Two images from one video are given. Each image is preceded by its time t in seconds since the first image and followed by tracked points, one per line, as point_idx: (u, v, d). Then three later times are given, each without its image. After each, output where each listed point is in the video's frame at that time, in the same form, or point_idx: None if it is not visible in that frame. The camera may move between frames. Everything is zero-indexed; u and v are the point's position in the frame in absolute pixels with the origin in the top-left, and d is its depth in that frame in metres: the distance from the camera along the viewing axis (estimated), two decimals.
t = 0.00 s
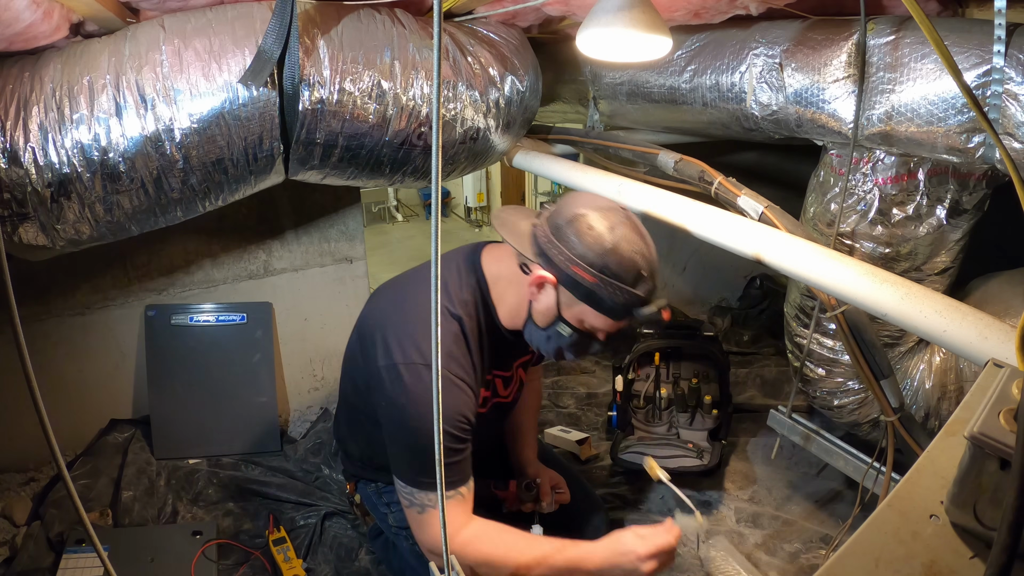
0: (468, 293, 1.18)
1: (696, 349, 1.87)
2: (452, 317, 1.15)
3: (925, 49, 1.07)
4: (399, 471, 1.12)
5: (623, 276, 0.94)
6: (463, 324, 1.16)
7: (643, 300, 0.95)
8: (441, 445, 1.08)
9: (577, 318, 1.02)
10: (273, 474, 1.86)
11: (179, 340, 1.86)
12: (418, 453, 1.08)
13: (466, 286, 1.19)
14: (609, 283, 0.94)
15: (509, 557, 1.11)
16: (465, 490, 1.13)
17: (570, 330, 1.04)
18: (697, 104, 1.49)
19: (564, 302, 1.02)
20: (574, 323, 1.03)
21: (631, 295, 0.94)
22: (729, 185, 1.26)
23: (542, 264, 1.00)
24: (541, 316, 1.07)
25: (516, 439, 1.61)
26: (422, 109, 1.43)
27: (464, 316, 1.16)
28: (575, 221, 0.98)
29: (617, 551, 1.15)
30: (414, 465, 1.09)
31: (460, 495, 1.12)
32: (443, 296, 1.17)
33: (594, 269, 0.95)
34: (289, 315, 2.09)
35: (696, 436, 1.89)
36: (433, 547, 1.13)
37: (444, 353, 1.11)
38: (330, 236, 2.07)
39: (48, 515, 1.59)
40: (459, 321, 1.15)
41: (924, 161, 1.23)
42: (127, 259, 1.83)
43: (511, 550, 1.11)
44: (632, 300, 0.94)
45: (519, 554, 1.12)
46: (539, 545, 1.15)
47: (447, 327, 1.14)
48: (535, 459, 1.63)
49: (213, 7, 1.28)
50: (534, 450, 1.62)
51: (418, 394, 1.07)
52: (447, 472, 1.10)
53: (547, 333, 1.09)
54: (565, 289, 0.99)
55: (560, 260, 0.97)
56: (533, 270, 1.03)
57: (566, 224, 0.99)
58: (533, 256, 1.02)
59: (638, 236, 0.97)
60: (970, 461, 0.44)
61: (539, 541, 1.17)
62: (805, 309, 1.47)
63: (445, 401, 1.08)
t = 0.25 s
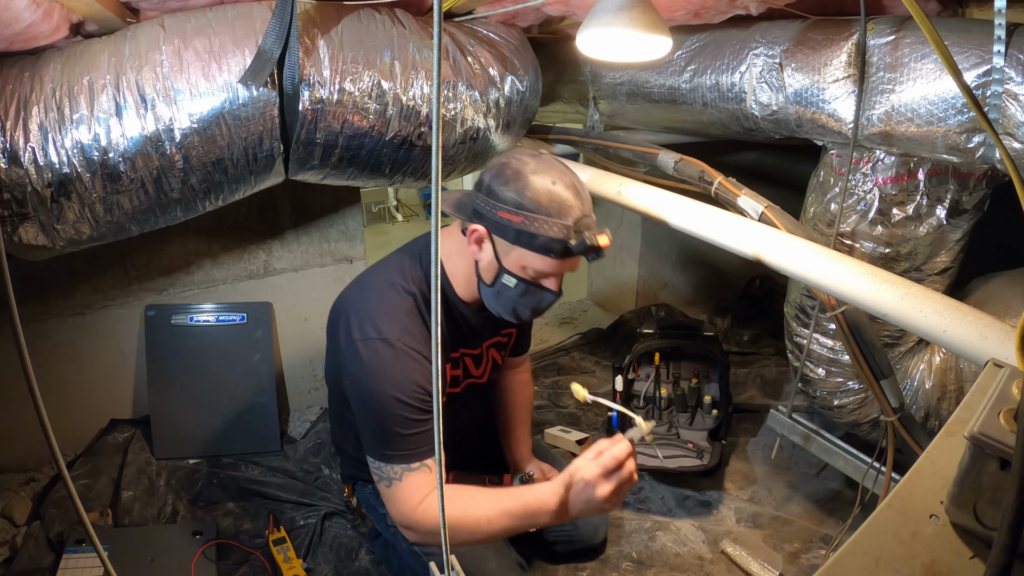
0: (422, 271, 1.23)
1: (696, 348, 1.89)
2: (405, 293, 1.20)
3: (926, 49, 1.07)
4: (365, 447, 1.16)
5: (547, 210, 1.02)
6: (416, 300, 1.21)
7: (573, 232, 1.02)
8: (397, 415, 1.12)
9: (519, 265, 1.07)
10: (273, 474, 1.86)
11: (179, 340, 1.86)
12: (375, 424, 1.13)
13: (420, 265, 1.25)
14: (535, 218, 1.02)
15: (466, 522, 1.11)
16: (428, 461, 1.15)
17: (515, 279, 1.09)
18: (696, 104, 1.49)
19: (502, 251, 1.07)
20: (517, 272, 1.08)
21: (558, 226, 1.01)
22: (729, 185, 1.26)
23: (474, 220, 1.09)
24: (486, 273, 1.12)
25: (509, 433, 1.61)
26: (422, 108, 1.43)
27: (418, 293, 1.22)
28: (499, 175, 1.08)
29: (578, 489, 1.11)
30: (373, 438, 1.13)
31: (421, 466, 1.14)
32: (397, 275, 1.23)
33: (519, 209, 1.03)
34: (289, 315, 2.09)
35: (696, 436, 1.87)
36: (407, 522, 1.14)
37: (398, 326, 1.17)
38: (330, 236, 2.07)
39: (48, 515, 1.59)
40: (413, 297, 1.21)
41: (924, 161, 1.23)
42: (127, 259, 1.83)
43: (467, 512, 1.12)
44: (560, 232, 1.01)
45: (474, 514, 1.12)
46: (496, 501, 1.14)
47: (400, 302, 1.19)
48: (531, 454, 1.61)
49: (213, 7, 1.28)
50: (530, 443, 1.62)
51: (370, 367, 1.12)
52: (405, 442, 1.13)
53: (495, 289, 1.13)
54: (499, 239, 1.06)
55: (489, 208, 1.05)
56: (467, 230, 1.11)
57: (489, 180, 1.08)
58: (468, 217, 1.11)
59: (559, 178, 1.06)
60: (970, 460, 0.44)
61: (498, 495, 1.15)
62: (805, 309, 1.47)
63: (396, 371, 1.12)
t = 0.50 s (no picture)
0: (406, 262, 1.24)
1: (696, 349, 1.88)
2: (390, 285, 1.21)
3: (926, 49, 1.07)
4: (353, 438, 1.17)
5: (511, 178, 1.05)
6: (402, 291, 1.22)
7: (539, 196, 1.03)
8: (383, 404, 1.12)
9: (497, 240, 1.09)
10: (273, 474, 1.86)
11: (179, 340, 1.86)
12: (361, 414, 1.13)
13: (405, 257, 1.25)
14: (500, 186, 1.04)
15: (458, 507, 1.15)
16: (418, 450, 1.15)
17: (495, 255, 1.10)
18: (696, 104, 1.49)
19: (477, 229, 1.10)
20: (495, 248, 1.09)
21: (523, 191, 1.03)
22: (729, 185, 1.26)
23: (449, 204, 1.13)
24: (467, 255, 1.14)
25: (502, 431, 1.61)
26: (422, 109, 1.43)
27: (402, 285, 1.22)
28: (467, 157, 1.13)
29: (558, 461, 1.09)
30: (360, 429, 1.14)
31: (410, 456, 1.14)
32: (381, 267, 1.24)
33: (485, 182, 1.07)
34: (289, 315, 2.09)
35: (696, 436, 1.88)
36: (398, 512, 1.14)
37: (382, 317, 1.17)
38: (330, 236, 2.07)
39: (48, 515, 1.59)
40: (398, 288, 1.21)
41: (924, 161, 1.23)
42: (127, 259, 1.83)
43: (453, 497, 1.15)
44: (526, 197, 1.03)
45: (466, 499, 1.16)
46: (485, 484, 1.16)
47: (384, 293, 1.20)
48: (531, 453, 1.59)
49: (213, 7, 1.28)
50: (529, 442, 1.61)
51: (354, 357, 1.13)
52: (392, 432, 1.13)
53: (476, 271, 1.14)
54: (472, 216, 1.10)
55: (460, 189, 1.10)
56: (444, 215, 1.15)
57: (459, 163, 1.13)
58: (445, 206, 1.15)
59: (522, 151, 1.09)
60: (970, 461, 0.44)
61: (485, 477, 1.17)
62: (805, 309, 1.47)
63: (381, 361, 1.13)
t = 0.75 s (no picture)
0: (411, 266, 1.24)
1: (696, 348, 1.89)
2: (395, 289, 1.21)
3: (926, 49, 1.07)
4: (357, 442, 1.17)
5: (524, 186, 1.04)
6: (407, 296, 1.22)
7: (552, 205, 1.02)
8: (388, 408, 1.12)
9: (505, 246, 1.08)
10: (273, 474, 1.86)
11: (179, 340, 1.86)
12: (365, 417, 1.13)
13: (410, 261, 1.26)
14: (512, 194, 1.04)
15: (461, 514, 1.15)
16: (421, 456, 1.15)
17: (502, 261, 1.09)
18: (696, 104, 1.49)
19: (487, 235, 1.09)
20: (504, 254, 1.09)
21: (535, 200, 1.03)
22: (729, 185, 1.26)
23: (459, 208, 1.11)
24: (474, 260, 1.14)
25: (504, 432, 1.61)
26: (422, 109, 1.43)
27: (408, 289, 1.22)
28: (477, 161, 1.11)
29: (565, 473, 1.09)
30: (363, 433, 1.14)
31: (413, 460, 1.14)
32: (387, 271, 1.24)
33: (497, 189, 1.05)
34: (289, 316, 2.09)
35: (696, 436, 1.87)
36: (400, 517, 1.14)
37: (388, 322, 1.17)
38: (330, 236, 2.07)
39: (48, 515, 1.59)
40: (403, 292, 1.22)
41: (924, 161, 1.23)
42: (127, 259, 1.83)
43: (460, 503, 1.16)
44: (539, 206, 1.02)
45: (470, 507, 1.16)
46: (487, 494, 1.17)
47: (390, 297, 1.20)
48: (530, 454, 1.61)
49: (213, 7, 1.28)
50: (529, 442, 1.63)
51: (359, 360, 1.13)
52: (396, 436, 1.13)
53: (485, 276, 1.13)
54: (481, 222, 1.09)
55: (470, 194, 1.08)
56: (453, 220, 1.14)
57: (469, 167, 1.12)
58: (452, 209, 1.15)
59: (534, 157, 1.08)
60: (970, 460, 0.44)
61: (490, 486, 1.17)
62: (805, 309, 1.47)
63: (385, 365, 1.13)
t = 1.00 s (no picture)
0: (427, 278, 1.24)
1: (696, 348, 1.89)
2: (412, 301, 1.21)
3: (926, 49, 1.07)
4: (370, 455, 1.16)
5: (587, 248, 1.01)
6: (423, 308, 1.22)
7: (604, 270, 1.02)
8: (404, 423, 1.12)
9: (544, 292, 1.08)
10: (273, 474, 1.86)
11: (179, 340, 1.86)
12: (381, 432, 1.12)
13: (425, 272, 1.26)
14: (573, 254, 1.00)
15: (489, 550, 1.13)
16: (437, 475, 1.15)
17: (536, 304, 1.09)
18: (696, 104, 1.49)
19: (530, 277, 1.06)
20: (540, 297, 1.09)
21: (595, 264, 1.01)
22: (729, 185, 1.26)
23: (506, 243, 1.04)
24: (508, 293, 1.11)
25: (510, 432, 1.63)
26: (422, 109, 1.43)
27: (424, 301, 1.22)
28: (539, 199, 1.03)
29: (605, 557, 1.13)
30: (377, 446, 1.13)
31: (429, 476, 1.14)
32: (403, 283, 1.24)
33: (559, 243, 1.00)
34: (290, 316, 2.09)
35: (696, 436, 1.87)
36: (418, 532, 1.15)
37: (405, 334, 1.17)
38: (330, 236, 2.07)
39: (48, 515, 1.59)
40: (419, 304, 1.21)
41: (924, 161, 1.23)
42: (127, 259, 1.83)
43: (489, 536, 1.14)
44: (595, 270, 1.01)
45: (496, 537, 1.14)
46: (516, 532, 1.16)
47: (406, 310, 1.20)
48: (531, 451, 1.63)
49: (213, 7, 1.28)
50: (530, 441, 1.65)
51: (377, 373, 1.13)
52: (413, 451, 1.13)
53: (514, 309, 1.13)
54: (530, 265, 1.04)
55: (526, 238, 1.01)
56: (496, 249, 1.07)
57: (526, 203, 1.04)
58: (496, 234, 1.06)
59: (598, 209, 1.03)
60: (970, 460, 0.44)
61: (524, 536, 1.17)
62: (805, 309, 1.47)
63: (403, 379, 1.13)
